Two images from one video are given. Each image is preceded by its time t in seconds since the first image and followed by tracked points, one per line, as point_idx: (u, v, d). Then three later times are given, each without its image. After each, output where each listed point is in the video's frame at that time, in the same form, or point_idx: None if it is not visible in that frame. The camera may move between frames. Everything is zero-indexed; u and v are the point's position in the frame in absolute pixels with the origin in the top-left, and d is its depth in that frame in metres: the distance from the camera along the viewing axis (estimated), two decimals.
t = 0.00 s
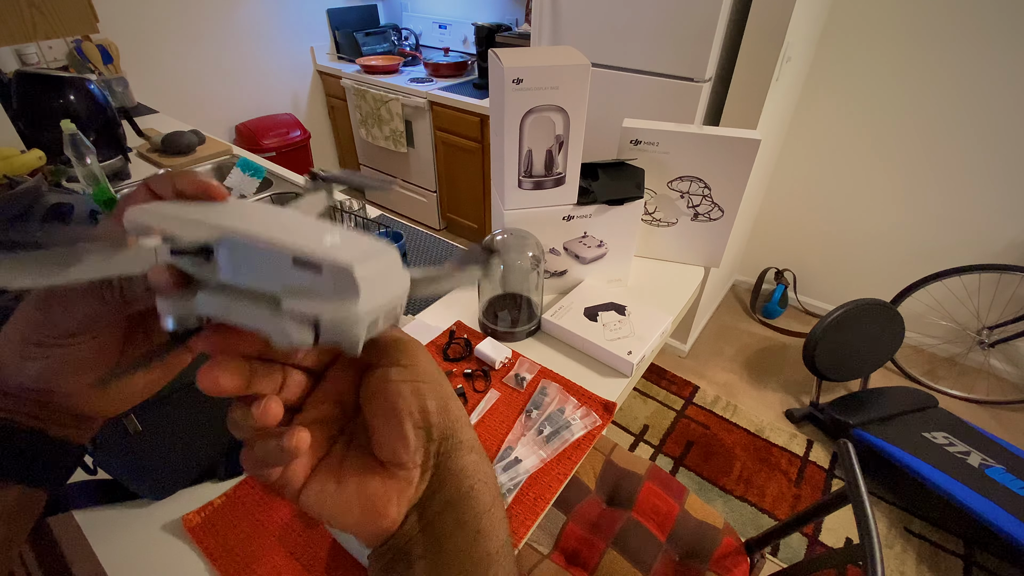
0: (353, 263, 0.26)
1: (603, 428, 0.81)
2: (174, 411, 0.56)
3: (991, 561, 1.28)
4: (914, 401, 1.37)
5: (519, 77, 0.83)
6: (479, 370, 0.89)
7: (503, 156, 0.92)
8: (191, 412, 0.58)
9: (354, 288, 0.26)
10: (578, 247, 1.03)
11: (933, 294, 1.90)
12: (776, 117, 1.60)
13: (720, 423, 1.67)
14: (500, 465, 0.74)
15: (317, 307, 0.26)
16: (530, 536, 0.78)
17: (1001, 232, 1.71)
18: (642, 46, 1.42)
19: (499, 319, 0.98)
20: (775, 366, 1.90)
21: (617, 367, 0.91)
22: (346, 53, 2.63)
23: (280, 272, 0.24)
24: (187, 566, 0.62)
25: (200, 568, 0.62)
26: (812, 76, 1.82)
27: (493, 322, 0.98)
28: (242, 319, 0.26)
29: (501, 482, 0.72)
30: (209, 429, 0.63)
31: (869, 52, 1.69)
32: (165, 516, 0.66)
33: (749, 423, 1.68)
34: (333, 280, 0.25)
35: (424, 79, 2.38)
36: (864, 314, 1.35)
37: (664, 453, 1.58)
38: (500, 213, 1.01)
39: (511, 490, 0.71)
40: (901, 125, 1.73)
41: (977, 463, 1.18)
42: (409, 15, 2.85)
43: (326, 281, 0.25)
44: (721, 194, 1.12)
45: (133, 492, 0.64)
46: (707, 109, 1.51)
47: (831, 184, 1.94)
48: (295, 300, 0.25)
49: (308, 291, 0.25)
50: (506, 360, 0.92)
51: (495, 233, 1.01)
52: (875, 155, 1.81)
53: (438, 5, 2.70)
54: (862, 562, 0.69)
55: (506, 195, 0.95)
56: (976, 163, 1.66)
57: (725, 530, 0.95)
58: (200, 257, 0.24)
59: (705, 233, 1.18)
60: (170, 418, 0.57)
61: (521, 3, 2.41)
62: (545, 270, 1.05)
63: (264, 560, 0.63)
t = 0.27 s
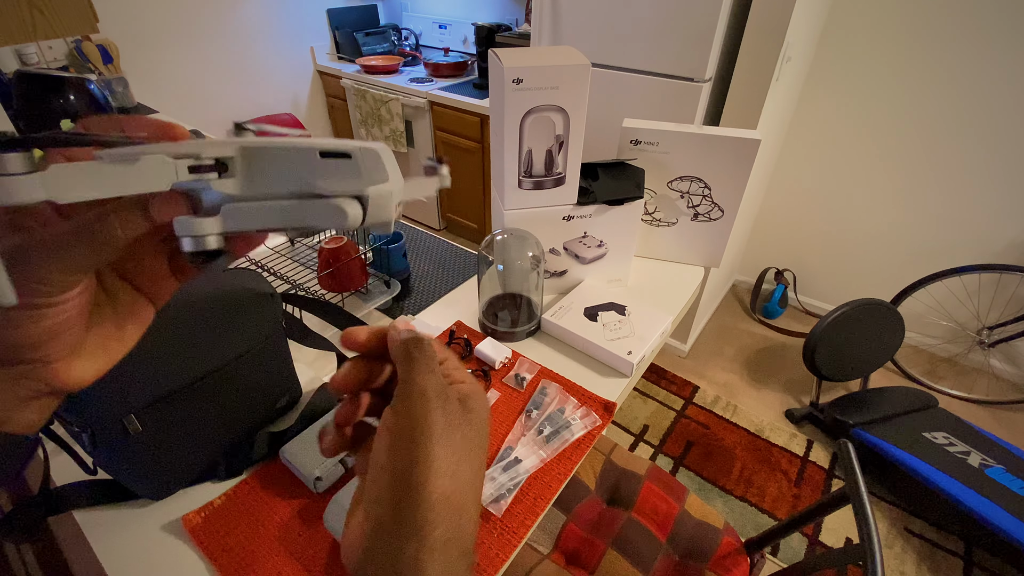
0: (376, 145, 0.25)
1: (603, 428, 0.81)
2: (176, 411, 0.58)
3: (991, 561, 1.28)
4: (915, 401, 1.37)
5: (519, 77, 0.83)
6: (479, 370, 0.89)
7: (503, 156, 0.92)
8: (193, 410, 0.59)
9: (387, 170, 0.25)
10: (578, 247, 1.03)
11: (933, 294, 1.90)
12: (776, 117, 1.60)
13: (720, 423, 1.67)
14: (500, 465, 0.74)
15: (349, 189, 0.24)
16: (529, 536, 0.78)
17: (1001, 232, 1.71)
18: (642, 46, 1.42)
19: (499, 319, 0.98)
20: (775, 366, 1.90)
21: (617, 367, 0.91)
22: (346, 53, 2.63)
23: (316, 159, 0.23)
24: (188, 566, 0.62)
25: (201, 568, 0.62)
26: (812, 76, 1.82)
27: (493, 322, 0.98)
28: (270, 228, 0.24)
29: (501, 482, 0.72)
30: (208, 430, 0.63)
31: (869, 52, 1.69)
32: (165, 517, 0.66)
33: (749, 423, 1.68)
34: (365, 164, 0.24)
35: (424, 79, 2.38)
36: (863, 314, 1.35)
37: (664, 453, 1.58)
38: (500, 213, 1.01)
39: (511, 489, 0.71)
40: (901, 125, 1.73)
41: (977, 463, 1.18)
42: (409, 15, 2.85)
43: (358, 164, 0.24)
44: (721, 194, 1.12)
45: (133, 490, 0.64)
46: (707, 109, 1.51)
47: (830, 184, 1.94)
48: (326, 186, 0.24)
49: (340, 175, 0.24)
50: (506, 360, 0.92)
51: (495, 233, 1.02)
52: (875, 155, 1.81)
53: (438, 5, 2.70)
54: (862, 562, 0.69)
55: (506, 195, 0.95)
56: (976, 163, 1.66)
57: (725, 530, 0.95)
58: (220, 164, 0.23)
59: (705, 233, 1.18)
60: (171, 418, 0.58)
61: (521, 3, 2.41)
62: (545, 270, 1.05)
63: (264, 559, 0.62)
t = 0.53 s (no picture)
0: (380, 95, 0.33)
1: (603, 428, 0.81)
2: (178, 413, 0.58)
3: (991, 561, 1.28)
4: (915, 401, 1.37)
5: (519, 77, 0.83)
6: (479, 371, 0.89)
7: (503, 155, 0.92)
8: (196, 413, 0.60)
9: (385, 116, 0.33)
10: (579, 247, 1.03)
11: (933, 294, 1.90)
12: (776, 117, 1.60)
13: (720, 423, 1.67)
14: (500, 465, 0.74)
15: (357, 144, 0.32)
16: (530, 536, 0.78)
17: (1001, 232, 1.71)
18: (642, 46, 1.42)
19: (499, 319, 0.98)
20: (775, 366, 1.90)
21: (617, 367, 0.91)
22: (346, 53, 2.63)
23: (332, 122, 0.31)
24: (187, 566, 0.61)
25: (200, 568, 0.61)
26: (812, 76, 1.82)
27: (493, 322, 0.98)
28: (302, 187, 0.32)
29: (501, 482, 0.72)
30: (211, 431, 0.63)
31: (869, 52, 1.69)
32: (164, 517, 0.66)
33: (749, 423, 1.68)
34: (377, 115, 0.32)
35: (424, 79, 2.38)
36: (863, 314, 1.35)
37: (664, 453, 1.58)
38: (500, 213, 1.01)
39: (511, 490, 0.71)
40: (901, 125, 1.73)
41: (977, 463, 1.18)
42: (409, 15, 2.85)
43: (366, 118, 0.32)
44: (721, 194, 1.12)
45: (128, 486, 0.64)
46: (707, 109, 1.51)
47: (831, 184, 1.94)
48: (341, 143, 0.32)
49: (349, 131, 0.32)
50: (506, 360, 0.92)
51: (495, 233, 1.02)
52: (875, 155, 1.81)
53: (438, 5, 2.70)
54: (862, 562, 0.69)
55: (506, 195, 0.95)
56: (976, 163, 1.66)
57: (726, 530, 0.95)
58: (243, 141, 0.30)
59: (705, 233, 1.18)
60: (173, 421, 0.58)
61: (521, 3, 2.41)
62: (545, 270, 1.05)
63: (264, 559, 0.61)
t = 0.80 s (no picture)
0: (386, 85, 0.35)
1: (603, 428, 0.81)
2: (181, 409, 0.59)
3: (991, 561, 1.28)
4: (915, 401, 1.37)
5: (519, 77, 0.83)
6: (479, 371, 0.89)
7: (503, 156, 0.92)
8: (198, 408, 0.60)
9: (394, 106, 0.35)
10: (579, 247, 1.03)
11: (933, 294, 1.90)
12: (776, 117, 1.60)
13: (720, 423, 1.67)
14: (500, 465, 0.74)
15: (371, 130, 0.34)
16: (529, 536, 0.78)
17: (1001, 232, 1.71)
18: (642, 46, 1.42)
19: (499, 319, 0.98)
20: (775, 366, 1.90)
21: (617, 367, 0.91)
22: (346, 53, 2.63)
23: (342, 112, 0.32)
24: (188, 565, 0.62)
25: (201, 568, 0.61)
26: (812, 76, 1.82)
27: (493, 322, 0.98)
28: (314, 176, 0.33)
29: (501, 482, 0.72)
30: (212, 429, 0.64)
31: (869, 52, 1.69)
32: (165, 517, 0.66)
33: (749, 423, 1.68)
34: (387, 105, 0.34)
35: (424, 79, 2.38)
36: (863, 314, 1.35)
37: (664, 453, 1.58)
38: (500, 213, 1.01)
39: (511, 489, 0.71)
40: (901, 125, 1.73)
41: (977, 463, 1.18)
42: (409, 15, 2.85)
43: (376, 109, 0.34)
44: (721, 194, 1.12)
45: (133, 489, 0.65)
46: (707, 109, 1.51)
47: (831, 184, 1.94)
48: (354, 131, 0.33)
49: (361, 120, 0.33)
50: (506, 360, 0.92)
51: (495, 233, 1.02)
52: (876, 155, 1.81)
53: (438, 5, 2.70)
54: (862, 562, 0.69)
55: (506, 195, 0.95)
56: (976, 164, 1.65)
57: (725, 530, 0.95)
58: (252, 131, 0.30)
59: (705, 233, 1.18)
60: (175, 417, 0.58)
61: (521, 3, 2.41)
62: (545, 270, 1.05)
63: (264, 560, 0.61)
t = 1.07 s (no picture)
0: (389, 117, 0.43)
1: (603, 428, 0.81)
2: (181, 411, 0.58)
3: (991, 561, 1.28)
4: (914, 401, 1.37)
5: (519, 77, 0.83)
6: (479, 371, 0.89)
7: (503, 155, 0.92)
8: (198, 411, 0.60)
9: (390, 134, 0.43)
10: (579, 247, 1.03)
11: (933, 294, 1.90)
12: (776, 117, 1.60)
13: (720, 423, 1.67)
14: (500, 465, 0.74)
15: (370, 160, 0.44)
16: (529, 536, 0.78)
17: (1001, 232, 1.71)
18: (642, 46, 1.42)
19: (499, 319, 0.98)
20: (775, 366, 1.90)
21: (617, 367, 0.91)
22: (346, 53, 2.63)
23: (340, 142, 0.42)
24: (188, 565, 0.62)
25: (200, 568, 0.61)
26: (812, 76, 1.83)
27: (493, 322, 0.98)
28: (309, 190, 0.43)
29: (501, 482, 0.72)
30: (215, 430, 0.63)
31: (869, 52, 1.69)
32: (165, 517, 0.66)
33: (749, 423, 1.68)
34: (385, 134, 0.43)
35: (424, 79, 2.38)
36: (863, 314, 1.35)
37: (664, 453, 1.58)
38: (500, 213, 1.01)
39: (511, 490, 0.71)
40: (901, 125, 1.73)
41: (977, 463, 1.18)
42: (409, 15, 2.85)
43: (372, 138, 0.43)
44: (721, 194, 1.12)
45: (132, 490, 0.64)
46: (707, 109, 1.51)
47: (830, 184, 1.94)
48: (350, 159, 0.43)
49: (357, 147, 0.42)
50: (506, 359, 0.92)
51: (495, 233, 1.02)
52: (875, 155, 1.81)
53: (438, 5, 2.70)
54: (862, 562, 0.69)
55: (506, 195, 0.95)
56: (976, 164, 1.66)
57: (726, 530, 0.95)
58: (254, 155, 0.39)
59: (705, 233, 1.18)
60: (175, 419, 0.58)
61: (521, 3, 2.41)
62: (545, 270, 1.05)
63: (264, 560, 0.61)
